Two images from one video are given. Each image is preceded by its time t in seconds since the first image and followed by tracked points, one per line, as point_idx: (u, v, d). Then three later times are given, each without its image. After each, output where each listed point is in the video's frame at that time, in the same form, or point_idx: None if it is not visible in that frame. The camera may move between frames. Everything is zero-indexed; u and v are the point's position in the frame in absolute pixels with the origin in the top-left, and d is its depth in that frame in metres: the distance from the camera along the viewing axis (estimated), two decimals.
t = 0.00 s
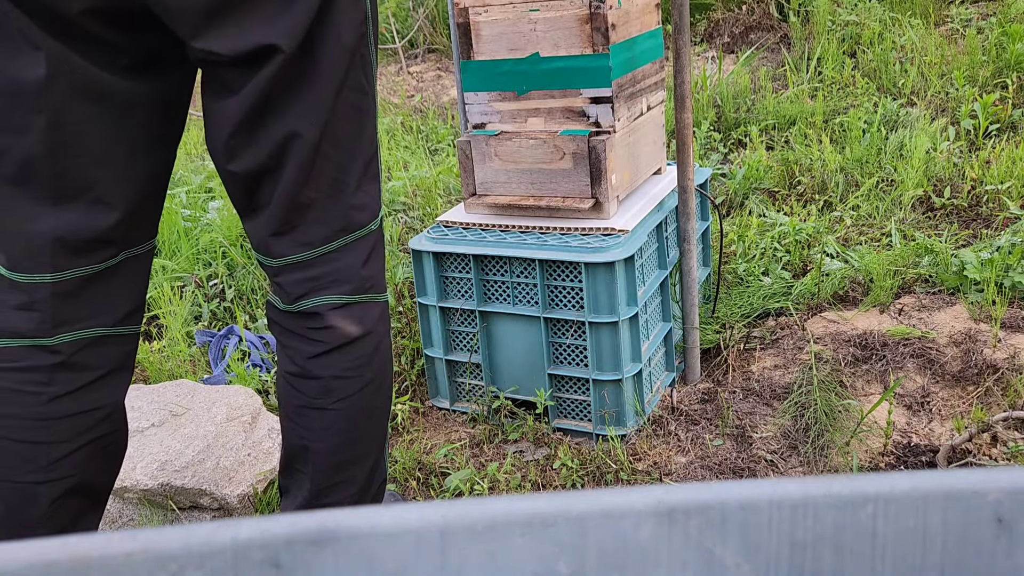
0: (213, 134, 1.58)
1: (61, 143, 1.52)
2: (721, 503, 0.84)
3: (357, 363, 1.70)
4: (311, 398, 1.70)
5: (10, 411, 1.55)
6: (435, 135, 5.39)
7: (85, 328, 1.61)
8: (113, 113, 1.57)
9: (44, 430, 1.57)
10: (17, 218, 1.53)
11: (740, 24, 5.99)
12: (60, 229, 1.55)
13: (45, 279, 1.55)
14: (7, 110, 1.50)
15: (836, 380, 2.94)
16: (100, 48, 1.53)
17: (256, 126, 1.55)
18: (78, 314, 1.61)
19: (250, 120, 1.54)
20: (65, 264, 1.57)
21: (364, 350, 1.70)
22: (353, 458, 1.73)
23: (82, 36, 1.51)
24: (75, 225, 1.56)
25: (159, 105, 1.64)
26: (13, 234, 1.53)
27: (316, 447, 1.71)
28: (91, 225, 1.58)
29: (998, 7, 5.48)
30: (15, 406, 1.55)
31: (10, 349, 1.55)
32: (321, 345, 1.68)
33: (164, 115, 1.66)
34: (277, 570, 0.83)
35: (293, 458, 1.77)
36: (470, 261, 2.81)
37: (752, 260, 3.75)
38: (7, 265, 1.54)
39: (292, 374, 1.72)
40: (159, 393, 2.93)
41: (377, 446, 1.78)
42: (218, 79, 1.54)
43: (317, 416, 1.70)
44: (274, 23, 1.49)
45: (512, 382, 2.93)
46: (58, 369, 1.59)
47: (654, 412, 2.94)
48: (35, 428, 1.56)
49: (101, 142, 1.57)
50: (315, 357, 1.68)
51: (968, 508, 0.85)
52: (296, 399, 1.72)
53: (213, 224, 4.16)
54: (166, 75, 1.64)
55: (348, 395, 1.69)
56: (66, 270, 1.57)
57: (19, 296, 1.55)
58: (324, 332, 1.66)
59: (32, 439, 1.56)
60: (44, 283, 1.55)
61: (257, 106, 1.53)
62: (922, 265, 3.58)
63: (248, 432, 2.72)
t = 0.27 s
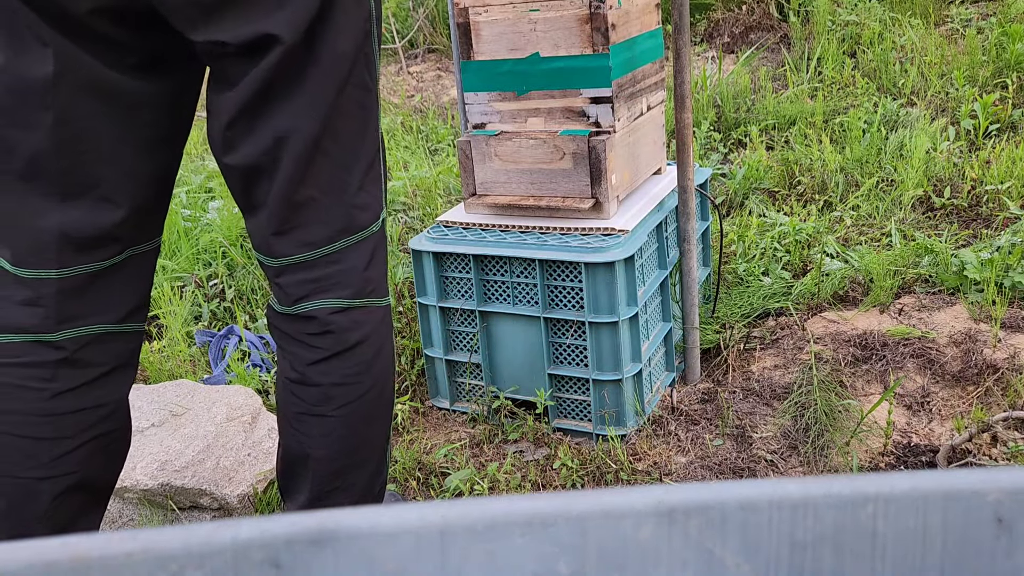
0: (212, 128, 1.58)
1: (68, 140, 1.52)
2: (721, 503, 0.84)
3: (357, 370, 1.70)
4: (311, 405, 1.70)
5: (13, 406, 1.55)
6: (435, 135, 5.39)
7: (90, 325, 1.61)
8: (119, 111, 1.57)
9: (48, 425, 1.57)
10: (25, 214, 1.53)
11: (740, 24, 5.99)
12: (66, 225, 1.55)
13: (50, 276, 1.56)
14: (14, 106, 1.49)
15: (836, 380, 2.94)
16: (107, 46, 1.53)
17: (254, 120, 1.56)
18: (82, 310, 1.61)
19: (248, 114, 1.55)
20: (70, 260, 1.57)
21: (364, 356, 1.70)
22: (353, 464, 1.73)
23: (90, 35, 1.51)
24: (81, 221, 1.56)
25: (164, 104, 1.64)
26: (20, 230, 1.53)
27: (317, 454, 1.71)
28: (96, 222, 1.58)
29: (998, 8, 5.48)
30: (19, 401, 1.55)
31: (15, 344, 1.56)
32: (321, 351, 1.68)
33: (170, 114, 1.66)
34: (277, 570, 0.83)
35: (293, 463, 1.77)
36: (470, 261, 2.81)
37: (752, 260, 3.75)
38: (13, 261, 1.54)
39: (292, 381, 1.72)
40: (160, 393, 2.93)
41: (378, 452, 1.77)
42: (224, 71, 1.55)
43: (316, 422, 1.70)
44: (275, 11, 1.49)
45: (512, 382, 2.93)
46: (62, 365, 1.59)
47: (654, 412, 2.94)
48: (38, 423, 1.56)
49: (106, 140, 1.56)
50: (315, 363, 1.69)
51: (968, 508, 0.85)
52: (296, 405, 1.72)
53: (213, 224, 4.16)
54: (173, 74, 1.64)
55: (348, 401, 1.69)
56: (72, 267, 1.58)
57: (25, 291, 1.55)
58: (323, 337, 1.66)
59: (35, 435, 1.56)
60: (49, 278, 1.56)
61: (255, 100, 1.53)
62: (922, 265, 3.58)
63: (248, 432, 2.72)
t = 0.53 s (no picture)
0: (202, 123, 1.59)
1: (63, 139, 1.53)
2: (721, 503, 0.84)
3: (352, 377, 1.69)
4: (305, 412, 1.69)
5: (10, 402, 1.55)
6: (435, 136, 5.39)
7: (85, 322, 1.61)
8: (117, 109, 1.57)
9: (43, 422, 1.57)
10: (22, 212, 1.55)
11: (740, 24, 5.99)
12: (61, 223, 1.55)
13: (45, 272, 1.56)
14: (13, 104, 1.52)
15: (836, 379, 2.94)
16: (106, 48, 1.55)
17: (244, 114, 1.57)
18: (79, 308, 1.61)
19: (238, 107, 1.56)
20: (66, 257, 1.58)
21: (358, 361, 1.69)
22: (348, 469, 1.72)
23: (87, 36, 1.52)
24: (76, 219, 1.57)
25: (165, 104, 1.64)
26: (19, 224, 1.55)
27: (313, 461, 1.70)
28: (93, 221, 1.58)
29: (998, 7, 5.48)
30: (14, 397, 1.55)
31: (10, 341, 1.56)
32: (313, 357, 1.67)
33: (171, 113, 1.66)
34: (276, 569, 0.83)
35: (289, 469, 1.77)
36: (470, 261, 2.81)
37: (752, 260, 3.75)
38: (9, 258, 1.56)
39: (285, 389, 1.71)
40: (160, 392, 2.94)
41: (375, 456, 1.77)
42: (217, 65, 1.56)
43: (311, 429, 1.70)
44: (265, 3, 1.49)
45: (512, 383, 2.93)
46: (58, 361, 1.59)
47: (654, 412, 2.94)
48: (35, 418, 1.56)
49: (103, 138, 1.57)
50: (308, 370, 1.67)
51: (968, 507, 0.84)
52: (291, 412, 1.71)
53: (213, 224, 4.16)
54: (175, 75, 1.64)
55: (343, 409, 1.69)
56: (67, 264, 1.58)
57: (20, 288, 1.57)
58: (315, 344, 1.66)
59: (31, 430, 1.56)
60: (43, 276, 1.57)
61: (244, 95, 1.54)
62: (922, 265, 3.58)
63: (248, 432, 2.72)
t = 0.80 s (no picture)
0: (203, 122, 1.59)
1: (56, 138, 1.53)
2: (721, 503, 0.84)
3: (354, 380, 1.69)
4: (306, 416, 1.69)
5: (4, 411, 1.55)
6: (435, 135, 5.39)
7: (78, 329, 1.62)
8: (111, 109, 1.57)
9: (36, 430, 1.57)
10: (12, 217, 1.55)
11: (740, 24, 5.99)
12: (53, 226, 1.55)
13: (37, 278, 1.56)
14: (5, 104, 1.52)
15: (836, 379, 2.94)
16: (100, 47, 1.54)
17: (247, 113, 1.56)
18: (73, 314, 1.61)
19: (240, 107, 1.55)
20: (59, 262, 1.58)
21: (359, 364, 1.69)
22: (349, 472, 1.73)
23: (83, 33, 1.52)
24: (69, 222, 1.57)
25: (159, 104, 1.64)
26: (5, 232, 1.55)
27: (314, 464, 1.71)
28: (86, 224, 1.58)
29: (997, 8, 5.48)
30: (8, 407, 1.56)
31: (3, 350, 1.56)
32: (314, 361, 1.66)
33: (166, 113, 1.66)
34: (277, 569, 0.83)
35: (291, 471, 1.77)
36: (470, 261, 2.81)
37: (752, 260, 3.75)
38: (3, 267, 1.56)
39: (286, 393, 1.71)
40: (160, 392, 2.94)
41: (375, 459, 1.77)
42: (220, 63, 1.55)
43: (312, 432, 1.70)
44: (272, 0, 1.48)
45: (512, 382, 2.93)
46: (51, 369, 1.59)
47: (654, 412, 2.94)
48: (30, 427, 1.57)
49: (97, 138, 1.57)
50: (309, 373, 1.67)
51: (968, 507, 0.84)
52: (291, 415, 1.71)
53: (213, 224, 4.16)
54: (169, 75, 1.64)
55: (344, 412, 1.68)
56: (61, 269, 1.58)
57: (13, 295, 1.57)
58: (316, 347, 1.66)
59: (24, 439, 1.56)
60: (37, 282, 1.56)
61: (246, 96, 1.54)
62: (922, 265, 3.58)
63: (248, 432, 2.72)
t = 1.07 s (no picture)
0: (211, 120, 1.58)
1: (60, 133, 1.52)
2: (722, 503, 0.84)
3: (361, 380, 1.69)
4: (313, 417, 1.68)
5: (5, 411, 1.55)
6: (435, 135, 5.39)
7: (78, 328, 1.61)
8: (116, 105, 1.57)
9: (36, 430, 1.57)
10: (13, 216, 1.54)
11: (740, 24, 5.99)
12: (55, 224, 1.55)
13: (37, 277, 1.56)
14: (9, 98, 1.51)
15: (836, 379, 2.94)
16: (105, 43, 1.55)
17: (256, 111, 1.56)
18: (73, 313, 1.61)
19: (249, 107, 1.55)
20: (60, 262, 1.57)
21: (365, 365, 1.69)
22: (354, 472, 1.73)
23: (89, 27, 1.52)
24: (70, 220, 1.56)
25: (163, 101, 1.64)
26: (7, 230, 1.54)
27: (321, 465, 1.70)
28: (87, 222, 1.58)
29: (998, 7, 5.48)
30: (9, 406, 1.56)
31: (3, 349, 1.56)
32: (323, 361, 1.66)
33: (169, 111, 1.66)
34: (277, 569, 0.83)
35: (295, 473, 1.76)
36: (470, 261, 2.81)
37: (752, 260, 3.75)
38: (3, 266, 1.55)
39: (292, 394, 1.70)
40: (160, 392, 2.94)
41: (379, 459, 1.77)
42: (226, 62, 1.56)
43: (319, 433, 1.69)
44: None
45: (512, 382, 2.93)
46: (51, 368, 1.59)
47: (654, 412, 2.94)
48: (29, 427, 1.57)
49: (100, 134, 1.56)
50: (317, 374, 1.67)
51: (968, 507, 0.84)
52: (297, 416, 1.70)
53: (213, 224, 4.16)
54: (173, 73, 1.65)
55: (352, 413, 1.68)
56: (61, 268, 1.58)
57: (13, 294, 1.56)
58: (324, 347, 1.65)
59: (23, 439, 1.57)
60: (37, 281, 1.56)
61: (256, 96, 1.54)
62: (922, 265, 3.58)
63: (248, 432, 2.72)
